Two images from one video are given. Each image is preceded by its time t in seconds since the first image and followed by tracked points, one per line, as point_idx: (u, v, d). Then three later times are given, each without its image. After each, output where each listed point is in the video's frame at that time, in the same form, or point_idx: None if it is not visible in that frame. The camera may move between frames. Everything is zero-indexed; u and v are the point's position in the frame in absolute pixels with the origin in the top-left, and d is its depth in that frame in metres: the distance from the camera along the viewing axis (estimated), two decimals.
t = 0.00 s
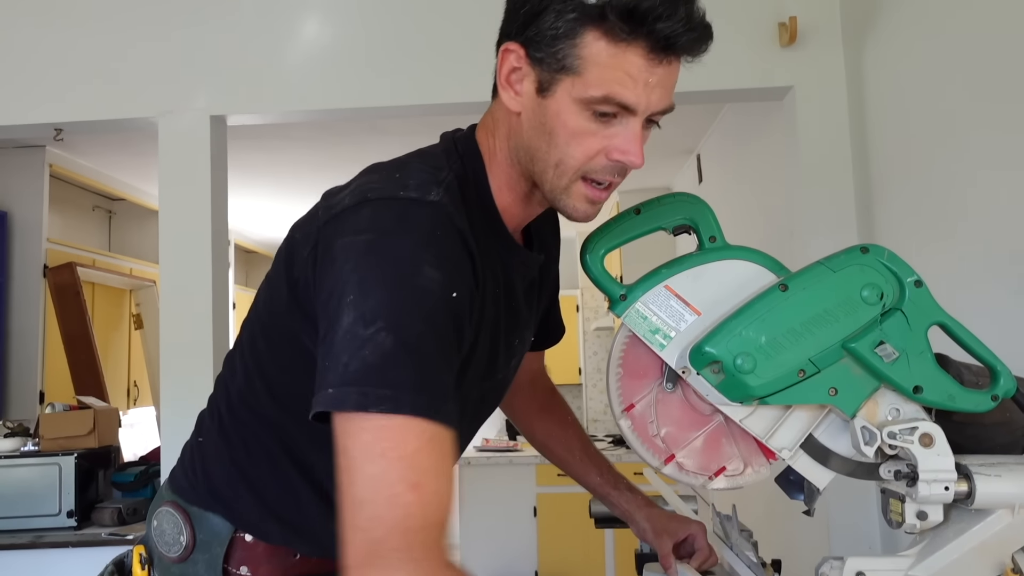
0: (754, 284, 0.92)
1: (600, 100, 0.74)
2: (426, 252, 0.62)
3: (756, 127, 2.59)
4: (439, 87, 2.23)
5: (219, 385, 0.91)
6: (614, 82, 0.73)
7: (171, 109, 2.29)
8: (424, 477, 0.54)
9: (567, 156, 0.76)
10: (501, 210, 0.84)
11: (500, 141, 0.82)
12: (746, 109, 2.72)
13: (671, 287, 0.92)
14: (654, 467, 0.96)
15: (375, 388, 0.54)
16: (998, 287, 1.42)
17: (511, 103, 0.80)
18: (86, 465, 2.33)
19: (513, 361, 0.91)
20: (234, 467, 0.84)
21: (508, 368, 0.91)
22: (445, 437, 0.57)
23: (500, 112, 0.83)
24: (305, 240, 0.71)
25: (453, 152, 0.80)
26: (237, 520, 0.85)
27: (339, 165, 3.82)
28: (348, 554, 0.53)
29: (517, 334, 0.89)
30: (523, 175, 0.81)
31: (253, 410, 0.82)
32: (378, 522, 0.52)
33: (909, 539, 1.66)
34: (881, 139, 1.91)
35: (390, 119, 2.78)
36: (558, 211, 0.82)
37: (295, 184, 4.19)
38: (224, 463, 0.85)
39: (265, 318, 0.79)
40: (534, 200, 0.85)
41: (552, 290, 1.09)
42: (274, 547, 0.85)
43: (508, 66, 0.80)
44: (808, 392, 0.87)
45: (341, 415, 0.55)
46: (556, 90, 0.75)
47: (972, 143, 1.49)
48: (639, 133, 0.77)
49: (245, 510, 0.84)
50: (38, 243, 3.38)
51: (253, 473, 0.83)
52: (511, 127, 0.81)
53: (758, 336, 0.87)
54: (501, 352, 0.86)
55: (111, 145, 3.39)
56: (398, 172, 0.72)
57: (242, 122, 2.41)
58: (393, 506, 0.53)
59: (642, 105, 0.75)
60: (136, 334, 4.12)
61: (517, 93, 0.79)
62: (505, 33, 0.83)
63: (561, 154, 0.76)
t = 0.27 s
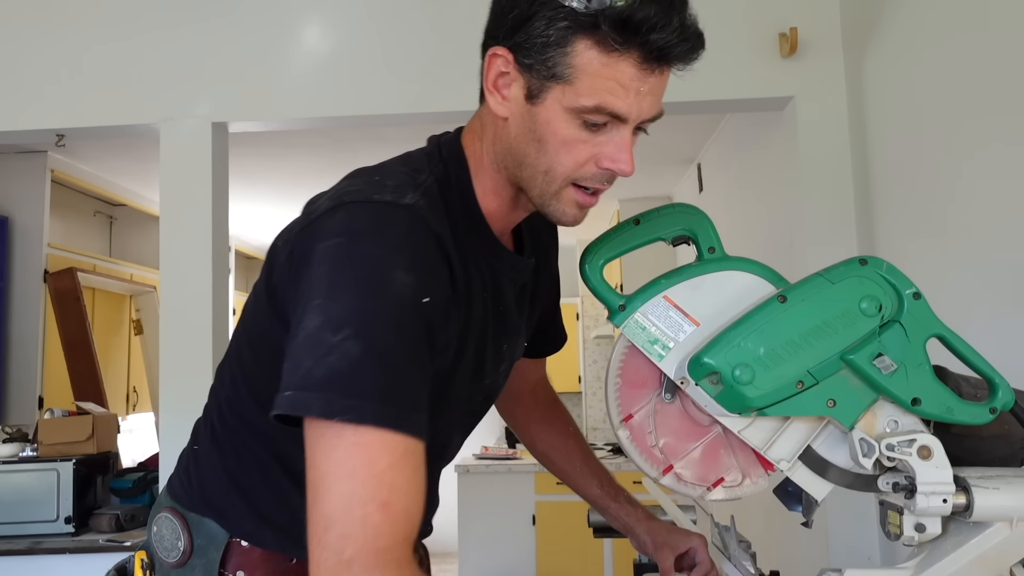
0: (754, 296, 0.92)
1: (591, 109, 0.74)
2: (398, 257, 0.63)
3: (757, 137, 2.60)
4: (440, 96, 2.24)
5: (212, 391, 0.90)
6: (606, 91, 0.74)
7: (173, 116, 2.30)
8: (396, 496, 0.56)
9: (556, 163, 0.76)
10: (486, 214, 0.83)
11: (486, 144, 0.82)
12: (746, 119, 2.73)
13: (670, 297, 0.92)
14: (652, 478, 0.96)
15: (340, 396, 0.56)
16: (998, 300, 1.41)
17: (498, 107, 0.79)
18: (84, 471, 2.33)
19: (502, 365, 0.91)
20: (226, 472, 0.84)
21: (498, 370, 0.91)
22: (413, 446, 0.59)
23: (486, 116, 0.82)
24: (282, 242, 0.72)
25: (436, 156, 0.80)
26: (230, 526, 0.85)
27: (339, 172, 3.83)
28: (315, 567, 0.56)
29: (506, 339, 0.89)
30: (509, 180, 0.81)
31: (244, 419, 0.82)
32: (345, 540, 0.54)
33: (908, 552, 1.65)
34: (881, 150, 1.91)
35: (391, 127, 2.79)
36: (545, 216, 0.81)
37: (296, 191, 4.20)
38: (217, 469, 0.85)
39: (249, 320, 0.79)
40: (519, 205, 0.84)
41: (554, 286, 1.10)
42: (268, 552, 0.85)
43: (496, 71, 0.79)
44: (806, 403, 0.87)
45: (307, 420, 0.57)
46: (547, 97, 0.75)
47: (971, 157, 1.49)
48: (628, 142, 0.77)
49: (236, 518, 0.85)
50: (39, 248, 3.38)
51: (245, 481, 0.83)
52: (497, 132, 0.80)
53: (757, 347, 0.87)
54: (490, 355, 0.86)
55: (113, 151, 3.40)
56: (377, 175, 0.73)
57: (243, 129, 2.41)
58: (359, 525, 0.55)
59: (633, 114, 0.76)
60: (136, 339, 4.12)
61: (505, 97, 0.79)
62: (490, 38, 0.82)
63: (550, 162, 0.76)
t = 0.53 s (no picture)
0: (753, 305, 0.92)
1: (556, 118, 0.77)
2: (377, 270, 0.65)
3: (757, 146, 2.60)
4: (442, 103, 2.24)
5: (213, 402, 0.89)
6: (571, 101, 0.76)
7: (174, 124, 2.30)
8: (400, 496, 0.61)
9: (525, 169, 0.79)
10: (461, 215, 0.87)
11: (461, 149, 0.85)
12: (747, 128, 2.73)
13: (670, 307, 0.92)
14: (652, 487, 0.96)
15: (336, 408, 0.59)
16: (998, 309, 1.41)
17: (470, 114, 0.82)
18: (83, 479, 2.33)
19: (496, 364, 0.92)
20: (225, 465, 0.84)
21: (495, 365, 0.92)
22: (410, 446, 0.63)
23: (461, 120, 0.85)
24: (265, 256, 0.75)
25: (412, 163, 0.84)
26: (231, 524, 0.84)
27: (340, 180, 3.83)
28: (332, 566, 0.61)
29: (496, 335, 0.91)
30: (482, 182, 0.84)
31: (236, 426, 0.83)
32: (359, 538, 0.59)
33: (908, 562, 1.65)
34: (881, 160, 1.91)
35: (391, 135, 2.80)
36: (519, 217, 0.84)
37: (296, 198, 4.20)
38: (217, 467, 0.84)
39: (241, 328, 0.81)
40: (493, 205, 0.87)
41: (544, 282, 1.12)
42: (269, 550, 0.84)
43: (467, 78, 0.82)
44: (806, 414, 0.87)
45: (307, 430, 0.61)
46: (514, 106, 0.77)
47: (970, 167, 1.49)
48: (593, 147, 0.80)
49: (239, 516, 0.83)
50: (40, 255, 3.39)
51: (242, 480, 0.83)
52: (470, 136, 0.83)
53: (756, 357, 0.87)
54: (480, 351, 0.88)
55: (114, 158, 3.41)
56: (352, 188, 0.75)
57: (244, 136, 2.42)
58: (371, 527, 0.59)
59: (597, 121, 0.78)
60: (136, 346, 4.12)
61: (476, 104, 0.81)
62: (462, 44, 0.84)
63: (519, 167, 0.79)
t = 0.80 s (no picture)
0: (758, 313, 0.92)
1: (550, 146, 0.84)
2: (386, 276, 0.73)
3: (760, 154, 2.60)
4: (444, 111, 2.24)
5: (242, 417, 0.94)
6: (564, 133, 0.84)
7: (177, 133, 2.31)
8: (406, 476, 0.68)
9: (520, 191, 0.86)
10: (461, 235, 0.94)
11: (460, 174, 0.92)
12: (748, 136, 2.74)
13: (674, 315, 0.92)
14: (656, 496, 0.96)
15: (349, 394, 0.67)
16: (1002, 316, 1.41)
17: (471, 141, 0.89)
18: (87, 487, 2.33)
19: (493, 367, 0.99)
20: (259, 470, 0.88)
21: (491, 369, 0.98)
22: (419, 432, 0.70)
23: (461, 147, 0.92)
24: (289, 271, 0.84)
25: (413, 191, 0.91)
26: (264, 529, 0.89)
27: (343, 189, 3.84)
28: (350, 538, 0.68)
29: (493, 341, 0.97)
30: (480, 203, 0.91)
31: (258, 427, 0.90)
32: (374, 514, 0.66)
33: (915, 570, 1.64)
34: (884, 167, 1.91)
35: (394, 144, 2.81)
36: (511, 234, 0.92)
37: (299, 207, 4.21)
38: (253, 474, 0.89)
39: (269, 339, 0.89)
40: (488, 227, 0.95)
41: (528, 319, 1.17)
42: (299, 551, 0.88)
43: (470, 111, 0.88)
44: (811, 422, 0.87)
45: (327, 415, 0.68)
46: (513, 135, 0.85)
47: (972, 174, 1.49)
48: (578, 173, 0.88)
49: (268, 518, 0.88)
50: (43, 264, 3.39)
51: (275, 488, 0.88)
52: (470, 162, 0.90)
53: (761, 366, 0.87)
54: (479, 355, 0.94)
55: (118, 168, 3.42)
56: (363, 211, 0.84)
57: (247, 146, 2.42)
58: (383, 502, 0.67)
59: (583, 151, 0.87)
60: (140, 354, 4.12)
61: (476, 134, 0.88)
62: (465, 79, 0.90)
63: (514, 189, 0.86)
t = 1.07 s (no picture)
0: (763, 314, 0.92)
1: (557, 168, 0.90)
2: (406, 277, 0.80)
3: (763, 156, 2.60)
4: (448, 115, 2.24)
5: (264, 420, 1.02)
6: (571, 157, 0.90)
7: (182, 138, 2.31)
8: (416, 452, 0.74)
9: (527, 208, 0.92)
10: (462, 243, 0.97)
11: (466, 188, 0.97)
12: (753, 139, 2.73)
13: (679, 317, 0.92)
14: (662, 498, 0.96)
15: (375, 379, 0.73)
16: (1007, 317, 1.41)
17: (481, 159, 0.93)
18: (92, 492, 2.33)
19: (492, 367, 1.01)
20: (282, 474, 0.98)
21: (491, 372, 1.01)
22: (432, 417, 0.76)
23: (469, 163, 0.97)
24: (312, 279, 0.91)
25: (421, 204, 0.96)
26: (288, 526, 0.97)
27: (346, 193, 3.84)
28: (365, 507, 0.74)
29: (492, 343, 1.00)
30: (485, 216, 0.96)
31: (283, 424, 0.97)
32: (386, 485, 0.72)
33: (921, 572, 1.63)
34: (888, 170, 1.91)
35: (398, 148, 2.81)
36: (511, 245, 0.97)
37: (303, 211, 4.21)
38: (273, 474, 0.99)
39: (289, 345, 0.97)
40: (488, 239, 0.99)
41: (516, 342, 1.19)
42: (321, 544, 0.97)
43: (486, 132, 0.92)
44: (817, 423, 0.87)
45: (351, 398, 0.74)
46: (525, 157, 0.90)
47: (977, 175, 1.49)
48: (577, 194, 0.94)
49: (291, 516, 0.97)
50: (48, 269, 3.40)
51: (299, 482, 0.97)
52: (478, 177, 0.95)
53: (767, 367, 0.87)
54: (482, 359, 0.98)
55: (122, 173, 3.42)
56: (380, 222, 0.91)
57: (252, 150, 2.43)
58: (395, 474, 0.73)
59: (584, 174, 0.93)
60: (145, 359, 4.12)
61: (487, 153, 0.92)
62: (478, 105, 0.95)
63: (521, 205, 0.92)
